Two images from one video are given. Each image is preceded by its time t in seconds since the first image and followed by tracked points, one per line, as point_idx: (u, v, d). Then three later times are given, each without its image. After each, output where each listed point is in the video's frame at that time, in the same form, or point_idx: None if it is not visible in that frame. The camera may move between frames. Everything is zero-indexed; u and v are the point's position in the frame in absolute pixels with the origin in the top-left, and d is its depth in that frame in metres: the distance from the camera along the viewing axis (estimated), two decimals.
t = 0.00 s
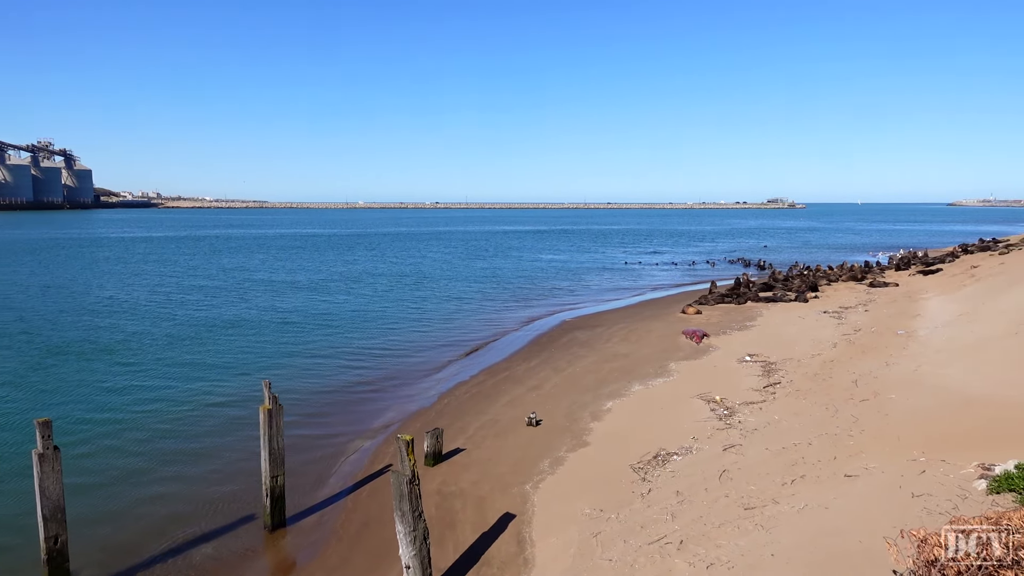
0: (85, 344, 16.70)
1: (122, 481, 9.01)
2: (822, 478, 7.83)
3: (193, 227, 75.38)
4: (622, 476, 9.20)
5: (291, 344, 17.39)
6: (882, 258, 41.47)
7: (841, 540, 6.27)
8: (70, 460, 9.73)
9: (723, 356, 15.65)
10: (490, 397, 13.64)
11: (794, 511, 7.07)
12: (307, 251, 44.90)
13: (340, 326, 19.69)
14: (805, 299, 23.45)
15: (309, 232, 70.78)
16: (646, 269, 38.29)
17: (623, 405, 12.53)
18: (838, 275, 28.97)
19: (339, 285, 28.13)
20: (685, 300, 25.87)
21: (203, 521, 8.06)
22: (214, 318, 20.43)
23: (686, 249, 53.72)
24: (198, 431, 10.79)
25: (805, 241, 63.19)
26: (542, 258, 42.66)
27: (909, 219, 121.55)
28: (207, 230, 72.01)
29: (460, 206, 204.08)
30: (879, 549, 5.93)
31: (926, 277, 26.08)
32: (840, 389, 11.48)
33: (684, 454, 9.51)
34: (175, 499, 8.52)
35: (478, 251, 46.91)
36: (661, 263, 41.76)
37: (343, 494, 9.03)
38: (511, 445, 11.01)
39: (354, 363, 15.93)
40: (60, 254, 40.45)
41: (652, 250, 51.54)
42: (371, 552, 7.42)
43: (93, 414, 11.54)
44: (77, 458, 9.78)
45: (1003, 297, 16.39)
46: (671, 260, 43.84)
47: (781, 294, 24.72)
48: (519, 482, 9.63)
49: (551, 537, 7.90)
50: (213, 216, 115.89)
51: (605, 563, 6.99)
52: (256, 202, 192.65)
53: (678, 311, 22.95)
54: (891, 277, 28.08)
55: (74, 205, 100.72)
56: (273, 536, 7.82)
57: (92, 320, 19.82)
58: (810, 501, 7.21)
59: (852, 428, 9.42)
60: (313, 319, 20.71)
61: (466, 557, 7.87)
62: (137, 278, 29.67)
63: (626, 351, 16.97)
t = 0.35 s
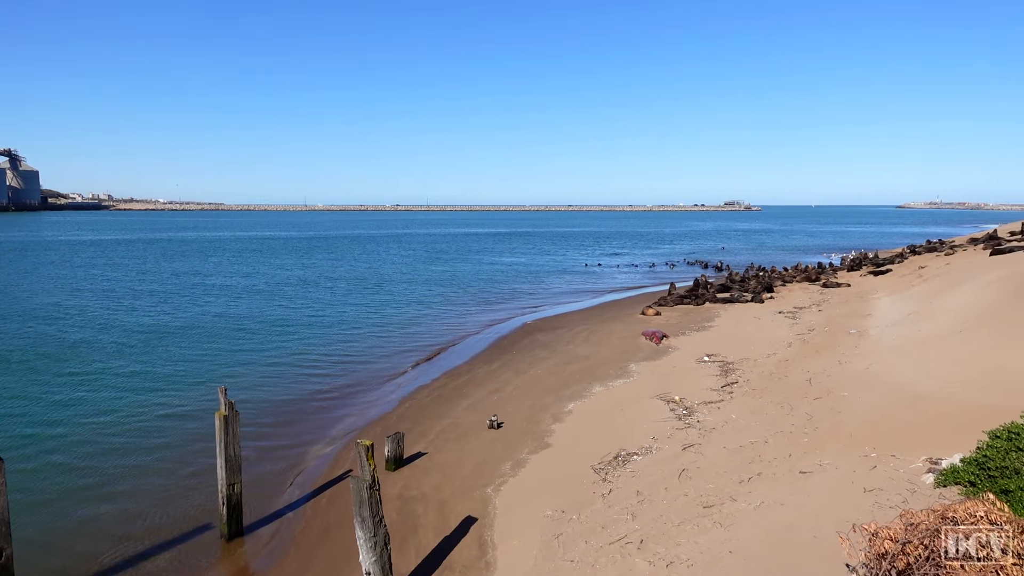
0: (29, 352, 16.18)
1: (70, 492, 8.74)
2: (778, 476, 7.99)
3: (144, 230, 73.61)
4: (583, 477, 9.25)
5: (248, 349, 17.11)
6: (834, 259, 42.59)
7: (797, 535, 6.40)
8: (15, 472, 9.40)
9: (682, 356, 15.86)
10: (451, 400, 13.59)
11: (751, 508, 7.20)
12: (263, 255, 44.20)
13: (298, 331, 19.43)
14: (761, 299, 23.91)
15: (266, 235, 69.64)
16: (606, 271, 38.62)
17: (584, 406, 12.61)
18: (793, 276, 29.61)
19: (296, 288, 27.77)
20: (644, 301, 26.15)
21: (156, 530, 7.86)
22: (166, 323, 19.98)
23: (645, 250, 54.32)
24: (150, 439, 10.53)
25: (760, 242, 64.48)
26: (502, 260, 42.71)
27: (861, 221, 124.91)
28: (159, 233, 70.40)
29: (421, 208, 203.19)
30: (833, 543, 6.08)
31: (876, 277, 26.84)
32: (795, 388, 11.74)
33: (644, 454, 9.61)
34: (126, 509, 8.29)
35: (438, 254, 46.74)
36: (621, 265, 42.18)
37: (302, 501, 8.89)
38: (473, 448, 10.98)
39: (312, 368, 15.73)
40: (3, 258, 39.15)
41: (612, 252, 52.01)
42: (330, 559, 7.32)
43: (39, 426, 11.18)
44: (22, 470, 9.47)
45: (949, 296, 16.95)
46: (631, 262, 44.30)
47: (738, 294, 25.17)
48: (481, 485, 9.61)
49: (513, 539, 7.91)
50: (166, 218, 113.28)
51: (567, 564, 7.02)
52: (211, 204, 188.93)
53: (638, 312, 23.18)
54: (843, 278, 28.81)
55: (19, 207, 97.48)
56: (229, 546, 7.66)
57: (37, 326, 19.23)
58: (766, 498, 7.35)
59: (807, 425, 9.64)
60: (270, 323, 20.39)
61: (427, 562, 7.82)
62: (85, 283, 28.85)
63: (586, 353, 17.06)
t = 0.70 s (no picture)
0: None
1: (15, 508, 8.45)
2: (735, 476, 8.13)
3: (92, 236, 71.50)
4: (544, 481, 9.28)
5: (202, 358, 16.76)
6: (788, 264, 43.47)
7: (753, 534, 6.52)
8: None
9: (640, 360, 16.03)
10: (412, 407, 13.51)
11: (709, 509, 7.31)
12: (217, 261, 43.35)
13: (254, 339, 19.09)
14: (718, 303, 24.33)
15: (221, 241, 68.27)
16: (566, 276, 38.82)
17: (545, 410, 12.65)
18: (748, 279, 30.19)
19: (251, 295, 27.29)
20: (603, 306, 26.38)
21: (105, 546, 7.64)
22: (115, 333, 19.45)
23: (605, 255, 54.82)
24: (100, 452, 10.24)
25: (716, 246, 65.66)
26: (462, 265, 42.66)
27: (812, 226, 128.18)
28: (108, 239, 68.48)
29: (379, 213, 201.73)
30: (787, 541, 6.21)
31: (828, 280, 27.53)
32: (750, 389, 11.97)
33: (604, 457, 9.69)
34: (74, 525, 8.05)
35: (397, 259, 46.44)
36: (580, 270, 42.47)
37: (258, 512, 8.74)
38: (433, 455, 10.93)
39: (268, 376, 15.48)
40: None
41: (572, 257, 52.33)
42: (288, 571, 7.21)
43: None
44: None
45: (896, 299, 17.49)
46: (590, 267, 44.63)
47: (694, 298, 25.58)
48: (441, 492, 9.56)
49: (474, 545, 7.89)
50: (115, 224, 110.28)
51: (528, 569, 7.04)
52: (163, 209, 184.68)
53: (597, 316, 23.37)
54: (797, 281, 29.47)
55: None
56: (183, 559, 7.49)
57: None
58: (723, 499, 7.47)
59: (762, 426, 9.84)
60: (224, 331, 20.00)
61: (387, 571, 7.75)
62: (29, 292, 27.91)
63: (546, 357, 17.12)
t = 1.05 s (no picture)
0: None
1: None
2: (690, 478, 8.26)
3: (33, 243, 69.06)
4: (502, 487, 9.28)
5: (150, 370, 16.32)
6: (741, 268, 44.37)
7: (709, 534, 6.62)
8: None
9: (598, 364, 16.15)
10: (369, 414, 13.37)
11: (665, 511, 7.41)
12: (167, 268, 42.31)
13: (205, 349, 18.67)
14: (673, 307, 24.69)
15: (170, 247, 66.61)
16: (523, 281, 38.94)
17: (504, 416, 12.65)
18: (703, 283, 30.70)
19: (202, 303, 26.72)
20: (561, 310, 26.51)
21: (48, 566, 7.36)
22: (57, 344, 18.83)
23: (562, 260, 55.18)
24: (42, 470, 9.88)
25: (671, 251, 66.65)
26: (419, 271, 42.42)
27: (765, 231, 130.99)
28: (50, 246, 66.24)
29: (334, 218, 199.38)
30: (742, 541, 6.32)
31: (779, 284, 28.17)
32: (705, 392, 12.16)
33: (562, 462, 9.73)
34: (14, 546, 7.74)
35: (353, 265, 45.94)
36: (538, 275, 42.64)
37: (210, 525, 8.53)
38: (390, 462, 10.83)
39: (220, 386, 15.15)
40: None
41: (529, 262, 52.50)
42: None
43: None
44: None
45: (844, 302, 17.99)
46: (548, 272, 44.83)
47: (651, 302, 25.91)
48: (399, 500, 9.48)
49: (432, 553, 7.84)
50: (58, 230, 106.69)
51: None
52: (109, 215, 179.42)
53: (555, 321, 23.47)
54: (750, 285, 30.08)
55: None
56: None
57: None
58: (679, 501, 7.57)
59: (716, 428, 10.02)
60: (173, 341, 19.52)
61: None
62: None
63: (505, 363, 17.11)
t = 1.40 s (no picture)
0: None
1: None
2: (634, 479, 8.38)
3: None
4: (449, 494, 9.24)
5: (81, 384, 15.70)
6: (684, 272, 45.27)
7: (653, 534, 6.74)
8: None
9: (545, 369, 16.24)
10: (312, 423, 13.14)
11: (610, 513, 7.50)
12: (98, 275, 40.74)
13: (140, 360, 18.06)
14: (618, 310, 25.02)
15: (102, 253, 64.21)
16: (469, 286, 38.90)
17: (451, 422, 12.59)
18: (647, 287, 31.21)
19: (136, 312, 25.82)
20: (508, 315, 26.57)
21: None
22: None
23: (509, 265, 55.35)
24: None
25: (615, 255, 67.55)
26: (364, 277, 41.94)
27: (707, 235, 134.13)
28: None
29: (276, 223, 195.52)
30: (684, 541, 6.45)
31: (720, 288, 28.86)
32: (649, 394, 12.37)
33: (509, 466, 9.75)
34: None
35: (296, 271, 45.08)
36: (485, 280, 42.66)
37: (145, 541, 8.25)
38: (335, 471, 10.67)
39: (156, 398, 14.68)
40: None
41: (476, 267, 52.44)
42: None
43: None
44: None
45: (781, 304, 18.55)
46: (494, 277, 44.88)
47: (596, 306, 26.19)
48: (344, 510, 9.34)
49: (378, 563, 7.75)
50: None
51: None
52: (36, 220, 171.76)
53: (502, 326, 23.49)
54: (692, 288, 30.73)
55: None
56: None
57: None
58: (624, 502, 7.68)
59: (660, 429, 10.20)
60: (105, 353, 18.82)
61: None
62: None
63: (452, 368, 17.06)
